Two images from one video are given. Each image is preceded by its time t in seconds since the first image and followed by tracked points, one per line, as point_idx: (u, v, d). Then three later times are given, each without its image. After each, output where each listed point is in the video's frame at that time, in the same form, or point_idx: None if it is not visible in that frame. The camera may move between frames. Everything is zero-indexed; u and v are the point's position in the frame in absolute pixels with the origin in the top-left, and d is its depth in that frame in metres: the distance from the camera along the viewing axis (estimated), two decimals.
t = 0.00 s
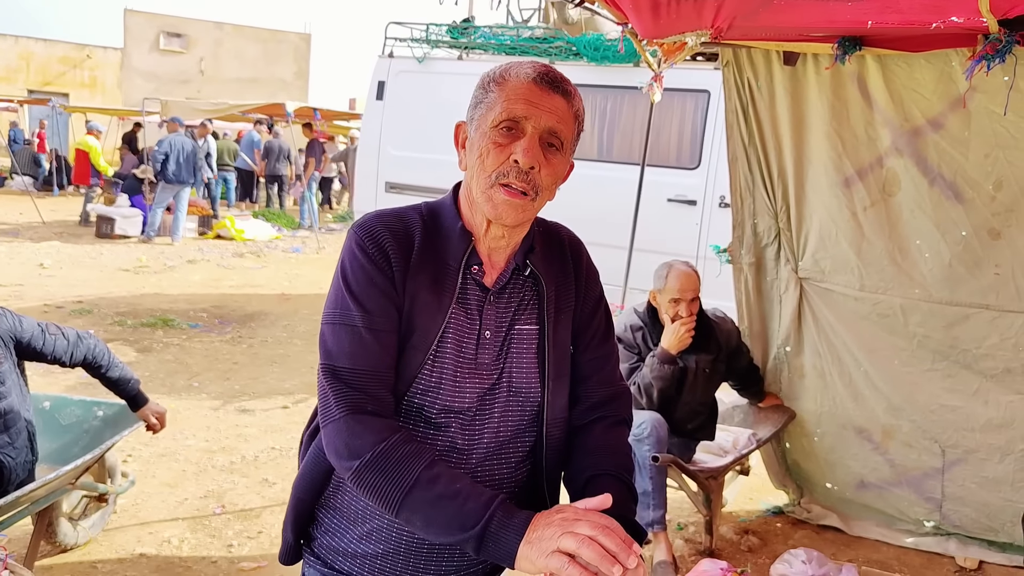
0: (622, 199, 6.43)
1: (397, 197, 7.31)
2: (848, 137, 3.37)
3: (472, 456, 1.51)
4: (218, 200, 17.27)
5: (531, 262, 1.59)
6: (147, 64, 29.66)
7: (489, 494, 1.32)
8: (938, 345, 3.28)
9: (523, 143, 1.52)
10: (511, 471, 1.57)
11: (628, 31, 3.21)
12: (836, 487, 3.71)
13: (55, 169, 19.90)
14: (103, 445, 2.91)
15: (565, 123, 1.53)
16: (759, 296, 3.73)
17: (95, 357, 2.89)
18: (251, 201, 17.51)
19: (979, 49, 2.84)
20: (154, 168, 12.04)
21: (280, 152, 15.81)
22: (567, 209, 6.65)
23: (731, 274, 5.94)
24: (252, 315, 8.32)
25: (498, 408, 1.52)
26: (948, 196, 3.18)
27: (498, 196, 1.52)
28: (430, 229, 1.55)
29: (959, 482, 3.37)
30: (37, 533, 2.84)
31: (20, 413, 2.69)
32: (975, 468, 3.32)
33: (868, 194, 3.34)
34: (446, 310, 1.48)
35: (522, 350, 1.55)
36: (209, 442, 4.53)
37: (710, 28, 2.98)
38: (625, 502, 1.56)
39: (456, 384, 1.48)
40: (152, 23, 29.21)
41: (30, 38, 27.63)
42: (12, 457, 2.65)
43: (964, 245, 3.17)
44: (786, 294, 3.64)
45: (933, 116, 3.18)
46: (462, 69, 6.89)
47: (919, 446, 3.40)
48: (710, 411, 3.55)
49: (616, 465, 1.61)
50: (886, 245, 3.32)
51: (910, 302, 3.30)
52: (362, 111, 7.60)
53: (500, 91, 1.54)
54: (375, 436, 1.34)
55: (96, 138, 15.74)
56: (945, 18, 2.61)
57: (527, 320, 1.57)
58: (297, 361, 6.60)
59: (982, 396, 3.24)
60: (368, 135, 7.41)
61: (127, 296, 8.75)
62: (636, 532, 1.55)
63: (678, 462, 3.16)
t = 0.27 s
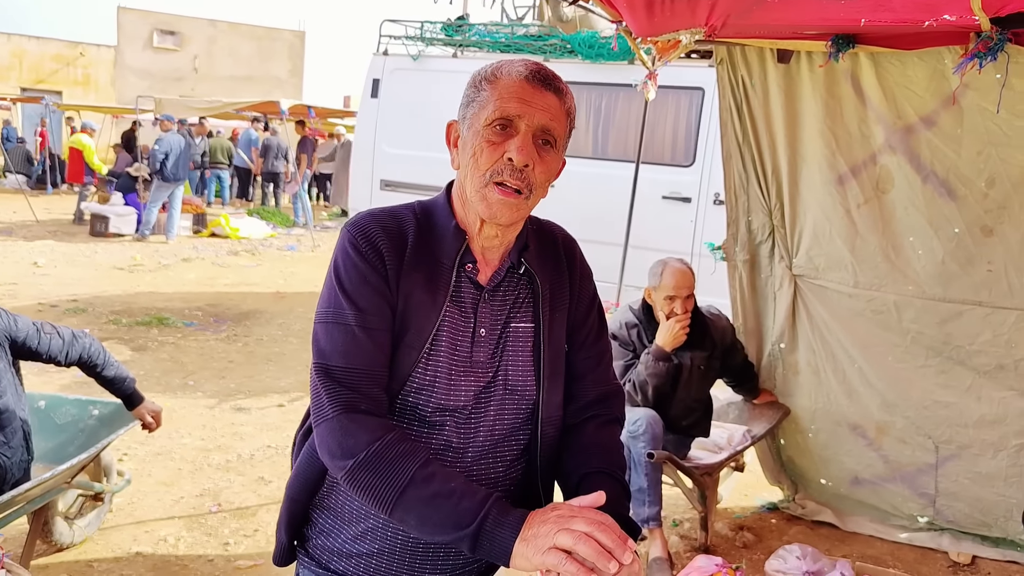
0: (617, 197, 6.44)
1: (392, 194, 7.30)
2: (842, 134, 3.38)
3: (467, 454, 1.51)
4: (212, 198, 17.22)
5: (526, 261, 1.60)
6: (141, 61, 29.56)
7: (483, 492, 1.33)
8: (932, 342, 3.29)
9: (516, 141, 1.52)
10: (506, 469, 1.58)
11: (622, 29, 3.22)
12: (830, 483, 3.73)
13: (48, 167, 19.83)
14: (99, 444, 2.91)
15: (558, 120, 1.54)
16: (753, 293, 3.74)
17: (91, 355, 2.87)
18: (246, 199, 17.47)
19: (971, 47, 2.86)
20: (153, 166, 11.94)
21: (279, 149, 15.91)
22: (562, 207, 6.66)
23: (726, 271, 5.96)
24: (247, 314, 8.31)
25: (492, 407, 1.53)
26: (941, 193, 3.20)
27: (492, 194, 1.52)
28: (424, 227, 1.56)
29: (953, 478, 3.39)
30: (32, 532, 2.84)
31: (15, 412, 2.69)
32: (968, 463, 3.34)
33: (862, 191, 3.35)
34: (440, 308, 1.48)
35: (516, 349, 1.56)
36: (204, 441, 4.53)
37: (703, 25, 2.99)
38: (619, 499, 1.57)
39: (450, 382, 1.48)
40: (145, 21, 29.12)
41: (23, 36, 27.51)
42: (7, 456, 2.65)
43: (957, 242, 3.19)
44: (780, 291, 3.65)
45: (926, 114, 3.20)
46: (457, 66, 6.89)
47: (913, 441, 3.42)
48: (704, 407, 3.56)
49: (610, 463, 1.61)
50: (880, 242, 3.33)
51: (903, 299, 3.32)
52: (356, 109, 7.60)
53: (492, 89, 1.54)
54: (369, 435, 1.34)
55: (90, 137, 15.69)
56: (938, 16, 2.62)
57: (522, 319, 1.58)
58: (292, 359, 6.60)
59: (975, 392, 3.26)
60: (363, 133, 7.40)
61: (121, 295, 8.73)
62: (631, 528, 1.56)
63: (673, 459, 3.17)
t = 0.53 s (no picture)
0: (614, 194, 6.44)
1: (389, 192, 7.30)
2: (838, 132, 3.38)
3: (466, 454, 1.52)
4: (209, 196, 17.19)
5: (525, 262, 1.60)
6: (137, 60, 29.48)
7: (482, 492, 1.33)
8: (929, 338, 3.31)
9: (513, 138, 1.53)
10: (505, 470, 1.59)
11: (619, 26, 3.22)
12: (827, 480, 3.74)
13: (44, 166, 19.78)
14: (98, 443, 2.91)
15: (554, 116, 1.54)
16: (751, 290, 3.75)
17: (89, 354, 2.87)
18: (242, 197, 17.44)
19: (967, 44, 2.87)
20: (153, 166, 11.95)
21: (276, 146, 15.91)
22: (559, 205, 6.65)
23: (723, 269, 5.97)
24: (245, 312, 8.30)
25: (492, 407, 1.53)
26: (937, 190, 3.21)
27: (489, 191, 1.53)
28: (422, 227, 1.56)
29: (950, 474, 3.40)
30: (31, 531, 2.84)
31: (14, 411, 2.69)
32: (965, 459, 3.35)
33: (859, 188, 3.36)
34: (439, 308, 1.48)
35: (515, 350, 1.56)
36: (202, 439, 4.54)
37: (700, 23, 2.99)
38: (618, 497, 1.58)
39: (449, 382, 1.49)
40: (141, 19, 29.06)
41: (19, 34, 27.42)
42: (6, 455, 2.65)
43: (953, 239, 3.20)
44: (777, 288, 3.65)
45: (922, 111, 3.21)
46: (454, 64, 6.89)
47: (910, 438, 3.43)
48: (702, 404, 3.57)
49: (608, 462, 1.62)
50: (877, 239, 3.34)
51: (900, 296, 3.33)
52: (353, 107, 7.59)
53: (489, 86, 1.55)
54: (367, 435, 1.35)
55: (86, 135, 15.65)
56: (934, 13, 2.63)
57: (521, 319, 1.58)
58: (290, 357, 6.60)
59: (972, 388, 3.27)
60: (360, 131, 7.40)
61: (118, 294, 8.72)
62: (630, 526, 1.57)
63: (671, 456, 3.18)
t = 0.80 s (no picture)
0: (614, 193, 6.43)
1: (389, 192, 7.29)
2: (838, 129, 3.38)
3: (468, 457, 1.52)
4: (208, 196, 17.18)
5: (527, 265, 1.60)
6: (135, 60, 29.45)
7: (485, 493, 1.33)
8: (929, 336, 3.30)
9: (512, 136, 1.52)
10: (505, 474, 1.58)
11: (618, 25, 3.21)
12: (828, 478, 3.74)
13: (43, 167, 19.76)
14: (98, 445, 2.91)
15: (554, 115, 1.53)
16: (751, 289, 3.74)
17: (89, 356, 2.86)
18: (241, 198, 17.42)
19: (966, 42, 2.87)
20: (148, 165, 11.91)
21: (275, 146, 15.91)
22: (558, 204, 6.64)
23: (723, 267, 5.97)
24: (244, 312, 8.30)
25: (493, 411, 1.53)
26: (937, 187, 3.20)
27: (488, 191, 1.52)
28: (424, 228, 1.56)
29: (951, 472, 3.40)
30: (32, 533, 2.84)
31: (13, 413, 2.68)
32: (966, 457, 3.35)
33: (859, 186, 3.36)
34: (440, 309, 1.48)
35: (517, 352, 1.56)
36: (203, 440, 4.53)
37: (699, 21, 2.98)
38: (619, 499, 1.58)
39: (451, 384, 1.48)
40: (139, 19, 29.05)
41: (17, 35, 27.38)
42: (6, 457, 2.64)
43: (953, 237, 3.20)
44: (777, 286, 3.65)
45: (922, 108, 3.20)
46: (453, 63, 6.88)
47: (911, 436, 3.43)
48: (703, 402, 3.56)
49: (610, 464, 1.62)
50: (877, 237, 3.34)
51: (900, 294, 3.32)
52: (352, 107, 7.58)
53: (489, 85, 1.55)
54: (369, 438, 1.34)
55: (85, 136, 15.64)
56: (933, 11, 2.62)
57: (523, 322, 1.58)
58: (290, 358, 6.59)
59: (973, 386, 3.27)
60: (359, 131, 7.39)
61: (118, 295, 8.71)
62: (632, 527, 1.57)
63: (672, 456, 3.18)
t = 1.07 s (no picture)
0: (615, 192, 6.40)
1: (389, 192, 7.26)
2: (841, 126, 3.34)
3: (468, 465, 1.48)
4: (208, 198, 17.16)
5: (527, 267, 1.56)
6: (135, 62, 29.44)
7: (484, 503, 1.30)
8: (935, 335, 3.27)
9: (508, 134, 1.49)
10: (507, 482, 1.55)
11: (618, 22, 3.17)
12: (833, 478, 3.70)
13: (43, 169, 19.74)
14: (96, 450, 2.88)
15: (551, 112, 1.50)
16: (754, 288, 3.70)
17: (85, 360, 2.83)
18: (242, 199, 17.39)
19: (971, 36, 2.83)
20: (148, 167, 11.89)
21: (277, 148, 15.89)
22: (559, 203, 6.61)
23: (726, 266, 5.93)
24: (245, 314, 8.27)
25: (493, 417, 1.50)
26: (942, 183, 3.17)
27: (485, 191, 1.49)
28: (421, 230, 1.53)
29: (957, 472, 3.37)
30: (29, 539, 2.81)
31: (9, 419, 2.65)
32: (973, 457, 3.32)
33: (862, 183, 3.32)
34: (437, 314, 1.45)
35: (517, 357, 1.52)
36: (202, 444, 4.50)
37: (701, 18, 2.94)
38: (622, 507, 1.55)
39: (449, 390, 1.45)
40: (138, 21, 29.04)
41: (16, 38, 27.36)
42: (2, 463, 2.61)
43: (959, 234, 3.16)
44: (781, 285, 3.61)
45: (926, 104, 3.16)
46: (452, 63, 6.85)
47: (916, 435, 3.40)
48: (707, 400, 3.54)
49: (613, 470, 1.60)
50: (881, 234, 3.30)
51: (905, 292, 3.29)
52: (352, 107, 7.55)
53: (484, 81, 1.52)
54: (365, 447, 1.31)
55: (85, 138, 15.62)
56: (937, 6, 2.59)
57: (523, 326, 1.55)
58: (291, 359, 6.56)
59: (979, 385, 3.23)
60: (359, 131, 7.35)
61: (117, 297, 8.69)
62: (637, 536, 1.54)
63: (676, 457, 3.15)
